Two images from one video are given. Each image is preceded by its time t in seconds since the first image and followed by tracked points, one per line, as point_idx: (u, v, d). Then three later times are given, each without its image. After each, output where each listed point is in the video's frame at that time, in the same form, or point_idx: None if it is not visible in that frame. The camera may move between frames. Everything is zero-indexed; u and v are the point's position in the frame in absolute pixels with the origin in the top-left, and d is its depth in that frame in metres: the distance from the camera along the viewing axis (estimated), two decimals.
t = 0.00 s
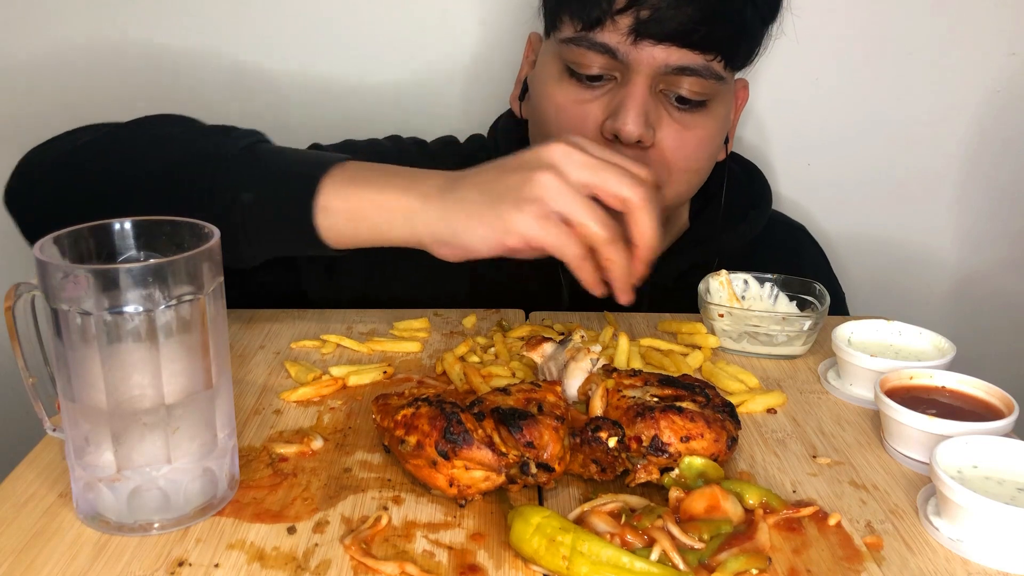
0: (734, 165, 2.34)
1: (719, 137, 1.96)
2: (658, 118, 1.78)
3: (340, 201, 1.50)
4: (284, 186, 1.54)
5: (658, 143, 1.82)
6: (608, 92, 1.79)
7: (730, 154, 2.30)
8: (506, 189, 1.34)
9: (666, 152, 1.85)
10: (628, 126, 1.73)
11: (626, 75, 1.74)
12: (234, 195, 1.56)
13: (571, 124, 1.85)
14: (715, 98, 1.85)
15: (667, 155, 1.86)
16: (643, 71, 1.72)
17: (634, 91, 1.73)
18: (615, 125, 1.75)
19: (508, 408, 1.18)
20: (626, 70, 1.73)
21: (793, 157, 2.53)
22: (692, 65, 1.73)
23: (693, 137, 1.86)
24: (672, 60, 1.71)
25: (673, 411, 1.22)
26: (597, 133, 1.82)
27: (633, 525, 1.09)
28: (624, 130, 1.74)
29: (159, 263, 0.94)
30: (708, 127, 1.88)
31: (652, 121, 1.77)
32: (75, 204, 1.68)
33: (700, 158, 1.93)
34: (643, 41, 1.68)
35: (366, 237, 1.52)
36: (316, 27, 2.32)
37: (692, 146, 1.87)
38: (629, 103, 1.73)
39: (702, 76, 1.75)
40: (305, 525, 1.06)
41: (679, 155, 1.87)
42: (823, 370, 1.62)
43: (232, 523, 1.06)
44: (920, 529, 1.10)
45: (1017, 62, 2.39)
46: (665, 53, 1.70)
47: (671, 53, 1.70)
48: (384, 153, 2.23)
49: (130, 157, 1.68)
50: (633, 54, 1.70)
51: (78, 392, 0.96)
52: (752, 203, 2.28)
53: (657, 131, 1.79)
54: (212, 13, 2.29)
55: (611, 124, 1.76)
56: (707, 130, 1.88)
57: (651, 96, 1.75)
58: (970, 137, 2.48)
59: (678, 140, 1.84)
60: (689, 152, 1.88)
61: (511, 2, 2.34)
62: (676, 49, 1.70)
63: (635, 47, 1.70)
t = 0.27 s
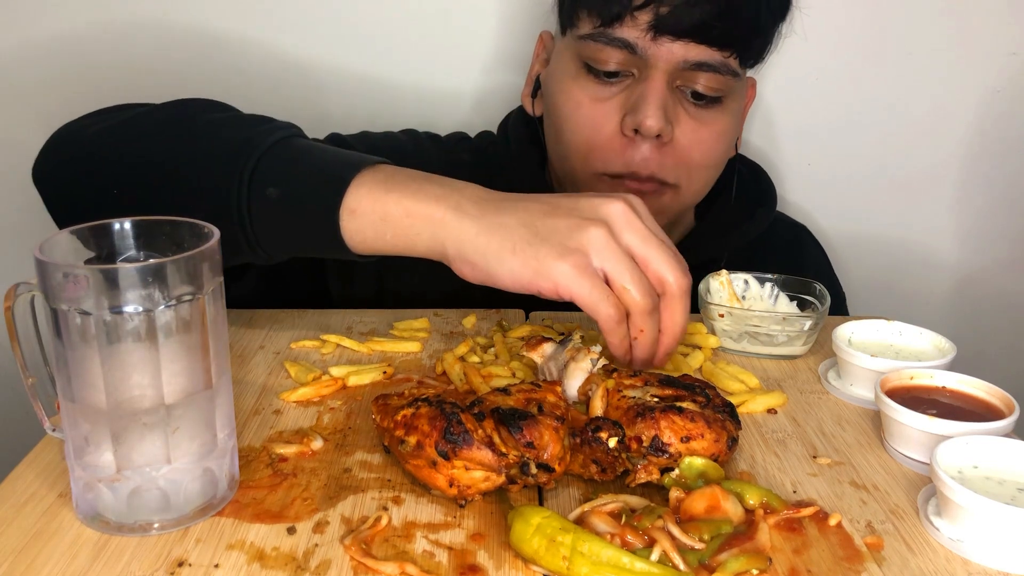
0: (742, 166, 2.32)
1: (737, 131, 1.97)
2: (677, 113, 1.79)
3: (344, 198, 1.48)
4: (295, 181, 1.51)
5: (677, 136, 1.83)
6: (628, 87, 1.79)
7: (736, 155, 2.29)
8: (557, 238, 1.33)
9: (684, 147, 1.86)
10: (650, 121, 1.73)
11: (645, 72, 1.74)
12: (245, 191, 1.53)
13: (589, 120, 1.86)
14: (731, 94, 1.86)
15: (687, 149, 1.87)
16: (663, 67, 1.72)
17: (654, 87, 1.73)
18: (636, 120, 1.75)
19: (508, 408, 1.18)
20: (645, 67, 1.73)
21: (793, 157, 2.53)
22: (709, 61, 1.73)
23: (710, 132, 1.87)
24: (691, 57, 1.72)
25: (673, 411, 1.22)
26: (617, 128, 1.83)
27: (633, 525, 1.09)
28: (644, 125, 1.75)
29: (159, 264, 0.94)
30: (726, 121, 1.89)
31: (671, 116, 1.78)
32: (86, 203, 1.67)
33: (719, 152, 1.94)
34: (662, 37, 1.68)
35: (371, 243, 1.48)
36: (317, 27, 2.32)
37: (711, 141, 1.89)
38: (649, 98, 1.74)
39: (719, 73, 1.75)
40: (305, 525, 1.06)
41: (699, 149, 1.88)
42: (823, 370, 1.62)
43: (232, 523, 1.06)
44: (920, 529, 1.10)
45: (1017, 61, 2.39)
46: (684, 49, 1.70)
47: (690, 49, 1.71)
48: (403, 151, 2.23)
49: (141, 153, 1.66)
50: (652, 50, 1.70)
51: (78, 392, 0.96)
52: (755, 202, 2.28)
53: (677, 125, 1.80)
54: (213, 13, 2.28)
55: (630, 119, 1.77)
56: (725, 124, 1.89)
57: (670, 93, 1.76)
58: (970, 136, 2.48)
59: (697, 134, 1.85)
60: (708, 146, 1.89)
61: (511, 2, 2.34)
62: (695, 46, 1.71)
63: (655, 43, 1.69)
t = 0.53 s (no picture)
0: (743, 167, 2.32)
1: (739, 127, 1.98)
2: (678, 109, 1.80)
3: (347, 195, 1.49)
4: (292, 185, 1.50)
5: (679, 132, 1.83)
6: (630, 83, 1.79)
7: (738, 156, 2.29)
8: (548, 226, 1.33)
9: (687, 143, 1.87)
10: (651, 117, 1.74)
11: (647, 68, 1.74)
12: (242, 194, 1.54)
13: (590, 115, 1.86)
14: (733, 91, 1.85)
15: (688, 145, 1.87)
16: (665, 64, 1.72)
17: (656, 83, 1.74)
18: (637, 116, 1.76)
19: (508, 408, 1.18)
20: (648, 63, 1.73)
21: (793, 157, 2.53)
22: (712, 58, 1.73)
23: (712, 128, 1.87)
24: (694, 54, 1.71)
25: (673, 411, 1.22)
26: (619, 123, 1.84)
27: (633, 525, 1.09)
28: (645, 121, 1.75)
29: (159, 263, 0.94)
30: (728, 118, 1.89)
31: (673, 112, 1.78)
32: (86, 196, 1.69)
33: (720, 149, 1.94)
34: (665, 34, 1.68)
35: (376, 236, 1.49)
36: (316, 29, 2.32)
37: (713, 137, 1.89)
38: (651, 94, 1.74)
39: (721, 69, 1.75)
40: (305, 525, 1.06)
41: (700, 146, 1.89)
42: (823, 370, 1.62)
43: (232, 523, 1.06)
44: (920, 529, 1.10)
45: (1017, 61, 2.39)
46: (687, 46, 1.70)
47: (692, 47, 1.71)
48: (408, 149, 2.23)
49: (140, 148, 1.67)
50: (654, 47, 1.70)
51: (78, 392, 0.96)
52: (756, 202, 2.28)
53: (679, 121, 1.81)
54: (213, 14, 2.29)
55: (632, 115, 1.78)
56: (727, 121, 1.89)
57: (672, 89, 1.76)
58: (970, 135, 2.48)
59: (699, 130, 1.85)
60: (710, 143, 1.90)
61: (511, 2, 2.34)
62: (697, 43, 1.70)
63: (658, 40, 1.69)
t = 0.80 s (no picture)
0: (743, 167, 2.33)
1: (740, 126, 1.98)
2: (680, 108, 1.80)
3: (365, 179, 1.50)
4: (296, 174, 1.51)
5: (681, 132, 1.83)
6: (631, 83, 1.79)
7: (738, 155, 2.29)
8: (561, 224, 1.32)
9: (690, 142, 1.87)
10: (654, 116, 1.74)
11: (648, 67, 1.74)
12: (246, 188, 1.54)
13: (592, 115, 1.87)
14: (734, 90, 1.86)
15: (691, 144, 1.87)
16: (666, 63, 1.72)
17: (657, 83, 1.74)
18: (639, 115, 1.76)
19: (508, 408, 1.18)
20: (649, 63, 1.73)
21: (793, 157, 2.53)
22: (714, 57, 1.73)
23: (715, 128, 1.87)
24: (695, 53, 1.71)
25: (673, 411, 1.22)
26: (621, 123, 1.83)
27: (633, 525, 1.09)
28: (648, 121, 1.75)
29: (159, 263, 0.94)
30: (730, 117, 1.89)
31: (675, 111, 1.78)
32: (92, 194, 1.69)
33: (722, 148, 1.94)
34: (665, 33, 1.68)
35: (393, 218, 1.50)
36: (316, 29, 2.33)
37: (716, 136, 1.89)
38: (653, 93, 1.74)
39: (723, 68, 1.75)
40: (305, 525, 1.06)
41: (702, 145, 1.89)
42: (823, 370, 1.62)
43: (232, 522, 1.06)
44: (920, 530, 1.10)
45: (1017, 61, 2.39)
46: (687, 45, 1.70)
47: (693, 46, 1.70)
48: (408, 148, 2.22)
49: (145, 145, 1.67)
50: (655, 47, 1.70)
51: (78, 392, 0.96)
52: (756, 202, 2.28)
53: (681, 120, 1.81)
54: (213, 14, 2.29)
55: (634, 114, 1.78)
56: (729, 120, 1.89)
57: (674, 88, 1.76)
58: (971, 135, 2.48)
59: (701, 129, 1.86)
60: (713, 142, 1.90)
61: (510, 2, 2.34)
62: (698, 42, 1.70)
63: (658, 39, 1.69)
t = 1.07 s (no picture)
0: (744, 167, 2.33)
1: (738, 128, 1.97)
2: (682, 108, 1.78)
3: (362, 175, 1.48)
4: (292, 171, 1.50)
5: (682, 131, 1.81)
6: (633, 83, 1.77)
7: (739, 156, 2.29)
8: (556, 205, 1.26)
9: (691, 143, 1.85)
10: (656, 116, 1.71)
11: (650, 66, 1.73)
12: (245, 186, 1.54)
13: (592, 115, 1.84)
14: (735, 90, 1.86)
15: (692, 144, 1.85)
16: (668, 61, 1.71)
17: (659, 81, 1.72)
18: (642, 115, 1.73)
19: (508, 408, 1.18)
20: (651, 60, 1.72)
21: (793, 157, 2.53)
22: (715, 56, 1.73)
23: (716, 127, 1.86)
24: (697, 51, 1.71)
25: (673, 411, 1.22)
26: (623, 123, 1.80)
27: (633, 525, 1.09)
28: (650, 120, 1.72)
29: (159, 263, 0.94)
30: (729, 118, 1.89)
31: (677, 111, 1.76)
32: (93, 195, 1.69)
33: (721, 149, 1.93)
34: (668, 31, 1.68)
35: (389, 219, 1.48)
36: (316, 29, 2.33)
37: (716, 136, 1.87)
38: (655, 92, 1.72)
39: (723, 67, 1.76)
40: (306, 525, 1.06)
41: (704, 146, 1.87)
42: (823, 370, 1.62)
43: (232, 523, 1.06)
44: (920, 530, 1.10)
45: (1017, 62, 2.39)
46: (689, 43, 1.70)
47: (695, 44, 1.71)
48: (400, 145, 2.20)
49: (143, 145, 1.67)
50: (658, 44, 1.70)
51: (78, 391, 0.96)
52: (756, 202, 2.28)
53: (683, 119, 1.79)
54: (214, 15, 2.29)
55: (636, 114, 1.75)
56: (728, 121, 1.89)
57: (675, 88, 1.75)
58: (971, 135, 2.48)
59: (702, 130, 1.84)
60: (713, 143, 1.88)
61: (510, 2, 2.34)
62: (700, 40, 1.70)
63: (661, 37, 1.69)
